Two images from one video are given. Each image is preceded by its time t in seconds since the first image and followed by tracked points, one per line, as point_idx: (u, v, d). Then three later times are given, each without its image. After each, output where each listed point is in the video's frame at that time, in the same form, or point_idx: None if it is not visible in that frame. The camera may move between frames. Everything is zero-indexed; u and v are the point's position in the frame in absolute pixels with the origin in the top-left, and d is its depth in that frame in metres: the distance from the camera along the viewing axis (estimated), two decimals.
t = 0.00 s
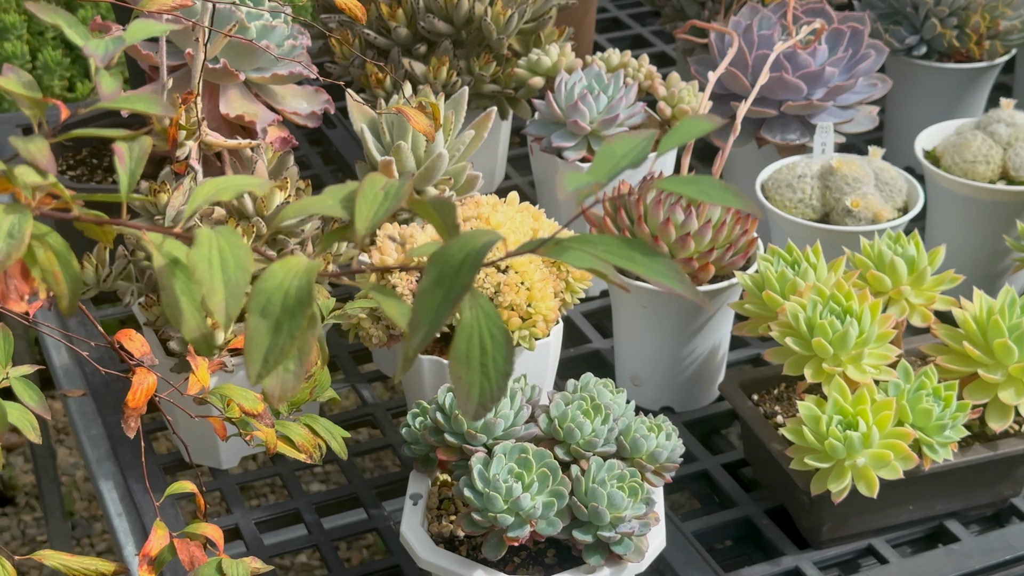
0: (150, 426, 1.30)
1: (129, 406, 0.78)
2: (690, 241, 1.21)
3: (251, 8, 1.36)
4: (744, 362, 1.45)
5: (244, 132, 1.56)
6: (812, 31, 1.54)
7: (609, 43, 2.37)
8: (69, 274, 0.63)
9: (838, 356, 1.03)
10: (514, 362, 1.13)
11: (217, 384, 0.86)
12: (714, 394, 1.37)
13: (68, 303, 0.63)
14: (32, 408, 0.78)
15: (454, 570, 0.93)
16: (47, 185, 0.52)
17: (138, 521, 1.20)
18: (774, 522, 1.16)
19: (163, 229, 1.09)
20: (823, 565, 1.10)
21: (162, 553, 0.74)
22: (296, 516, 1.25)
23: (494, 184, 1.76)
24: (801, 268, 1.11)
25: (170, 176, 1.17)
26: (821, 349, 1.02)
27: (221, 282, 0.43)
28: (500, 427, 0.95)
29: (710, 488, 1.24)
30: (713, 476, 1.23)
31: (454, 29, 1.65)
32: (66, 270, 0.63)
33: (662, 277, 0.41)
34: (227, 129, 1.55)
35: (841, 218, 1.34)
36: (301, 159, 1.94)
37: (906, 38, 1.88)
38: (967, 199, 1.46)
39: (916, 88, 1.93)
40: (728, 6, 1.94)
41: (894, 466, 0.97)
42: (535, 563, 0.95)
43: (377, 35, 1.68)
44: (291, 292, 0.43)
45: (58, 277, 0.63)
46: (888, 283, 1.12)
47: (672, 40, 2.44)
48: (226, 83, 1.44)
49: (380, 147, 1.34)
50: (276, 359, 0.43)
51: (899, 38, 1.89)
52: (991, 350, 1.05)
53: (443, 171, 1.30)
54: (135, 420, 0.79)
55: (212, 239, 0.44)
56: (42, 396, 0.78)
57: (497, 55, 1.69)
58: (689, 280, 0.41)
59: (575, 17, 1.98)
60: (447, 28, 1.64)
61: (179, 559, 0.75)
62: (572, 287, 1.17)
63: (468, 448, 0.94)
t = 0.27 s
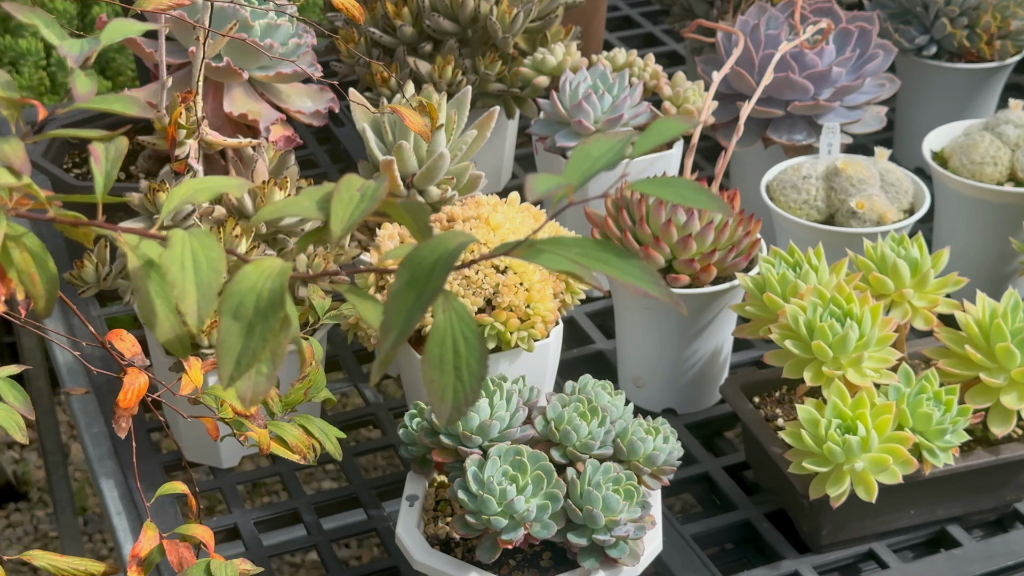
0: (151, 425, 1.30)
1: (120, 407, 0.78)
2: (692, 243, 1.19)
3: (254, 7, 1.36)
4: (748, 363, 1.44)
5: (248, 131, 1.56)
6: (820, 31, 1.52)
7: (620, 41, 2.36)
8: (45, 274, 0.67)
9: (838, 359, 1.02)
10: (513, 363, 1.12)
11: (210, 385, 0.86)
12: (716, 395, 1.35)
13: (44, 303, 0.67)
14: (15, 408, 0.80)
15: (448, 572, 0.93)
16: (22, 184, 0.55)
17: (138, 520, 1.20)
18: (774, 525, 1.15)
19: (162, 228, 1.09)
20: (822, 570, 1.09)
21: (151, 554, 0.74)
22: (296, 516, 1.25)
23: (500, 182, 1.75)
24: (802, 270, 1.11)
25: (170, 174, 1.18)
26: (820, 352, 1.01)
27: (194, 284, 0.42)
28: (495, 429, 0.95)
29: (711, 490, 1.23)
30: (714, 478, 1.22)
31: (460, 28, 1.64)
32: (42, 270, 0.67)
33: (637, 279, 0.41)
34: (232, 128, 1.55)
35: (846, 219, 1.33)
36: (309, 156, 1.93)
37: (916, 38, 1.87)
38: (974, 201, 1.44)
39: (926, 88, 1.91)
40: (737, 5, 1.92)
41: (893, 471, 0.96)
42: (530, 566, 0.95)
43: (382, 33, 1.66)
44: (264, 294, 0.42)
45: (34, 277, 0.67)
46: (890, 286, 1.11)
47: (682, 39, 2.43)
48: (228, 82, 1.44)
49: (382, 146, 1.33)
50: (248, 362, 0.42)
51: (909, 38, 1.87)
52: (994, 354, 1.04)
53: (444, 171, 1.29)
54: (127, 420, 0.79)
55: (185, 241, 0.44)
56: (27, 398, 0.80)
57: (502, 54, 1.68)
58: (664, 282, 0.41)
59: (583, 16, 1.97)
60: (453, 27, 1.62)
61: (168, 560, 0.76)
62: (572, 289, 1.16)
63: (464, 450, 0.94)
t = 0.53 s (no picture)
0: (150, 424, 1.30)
1: (110, 408, 0.78)
2: (691, 244, 1.18)
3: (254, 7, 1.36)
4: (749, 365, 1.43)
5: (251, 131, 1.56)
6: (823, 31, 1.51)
7: (627, 41, 2.34)
8: (24, 277, 0.67)
9: (835, 362, 1.02)
10: (510, 364, 1.12)
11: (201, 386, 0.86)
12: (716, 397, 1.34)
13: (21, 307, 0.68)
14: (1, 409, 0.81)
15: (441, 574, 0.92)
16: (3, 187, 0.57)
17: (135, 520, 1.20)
18: (772, 528, 1.14)
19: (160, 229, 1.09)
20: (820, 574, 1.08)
21: (140, 556, 0.74)
22: (295, 516, 1.26)
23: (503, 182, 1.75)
24: (800, 272, 1.10)
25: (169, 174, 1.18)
26: (817, 355, 1.01)
27: (167, 289, 0.43)
28: (489, 431, 0.95)
29: (710, 493, 1.22)
30: (712, 481, 1.21)
31: (461, 28, 1.62)
32: (20, 273, 0.67)
33: (609, 285, 0.42)
34: (233, 128, 1.55)
35: (847, 221, 1.33)
36: (313, 156, 1.93)
37: (922, 38, 1.86)
38: (977, 203, 1.44)
39: (932, 88, 1.90)
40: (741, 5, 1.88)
41: (889, 474, 0.96)
42: (524, 568, 0.94)
43: (384, 33, 1.64)
44: (237, 299, 0.43)
45: (12, 282, 0.67)
46: (889, 288, 1.11)
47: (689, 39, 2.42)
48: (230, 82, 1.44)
49: (382, 147, 1.33)
50: (220, 366, 0.42)
51: (914, 39, 1.86)
52: (993, 357, 1.04)
53: (444, 171, 1.29)
54: (116, 421, 0.79)
55: (160, 245, 0.44)
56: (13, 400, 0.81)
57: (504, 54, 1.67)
58: (636, 288, 0.41)
59: (587, 16, 1.96)
60: (455, 27, 1.61)
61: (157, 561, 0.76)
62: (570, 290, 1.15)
63: (457, 452, 0.94)
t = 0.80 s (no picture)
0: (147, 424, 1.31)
1: (98, 407, 0.78)
2: (686, 244, 1.18)
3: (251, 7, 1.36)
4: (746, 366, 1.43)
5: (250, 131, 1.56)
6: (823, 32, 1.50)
7: (630, 41, 2.33)
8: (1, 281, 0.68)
9: (828, 363, 1.01)
10: (504, 365, 1.12)
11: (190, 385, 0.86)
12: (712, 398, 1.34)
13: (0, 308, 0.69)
14: None
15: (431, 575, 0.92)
16: None
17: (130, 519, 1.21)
18: (766, 530, 1.14)
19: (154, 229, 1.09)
20: None
21: (126, 556, 0.75)
22: (289, 516, 1.26)
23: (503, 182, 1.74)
24: (794, 273, 1.10)
25: (164, 174, 1.19)
26: (810, 356, 1.01)
27: (139, 290, 0.44)
28: (479, 431, 0.95)
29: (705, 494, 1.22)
30: (707, 483, 1.20)
31: (460, 28, 1.60)
32: None
33: (577, 288, 0.42)
34: (232, 128, 1.54)
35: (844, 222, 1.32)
36: (314, 156, 1.93)
37: (923, 38, 1.86)
38: (976, 204, 1.43)
39: (934, 88, 1.90)
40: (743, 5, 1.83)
41: (881, 476, 0.95)
42: (515, 569, 0.94)
43: (384, 33, 1.63)
44: (206, 301, 0.43)
45: None
46: (884, 290, 1.11)
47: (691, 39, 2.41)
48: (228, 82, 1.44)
49: (378, 146, 1.32)
50: (189, 368, 0.43)
51: (915, 39, 1.86)
52: (987, 359, 1.04)
53: (440, 171, 1.28)
54: (105, 421, 0.79)
55: (132, 247, 0.45)
56: None
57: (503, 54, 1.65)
58: (604, 291, 0.42)
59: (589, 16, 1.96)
60: (454, 27, 1.59)
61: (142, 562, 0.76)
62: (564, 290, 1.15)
63: (448, 452, 0.94)
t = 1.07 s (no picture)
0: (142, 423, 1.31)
1: (86, 408, 0.78)
2: (680, 245, 1.17)
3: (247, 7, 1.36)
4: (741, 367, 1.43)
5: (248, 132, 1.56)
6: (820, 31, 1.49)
7: (632, 41, 2.32)
8: None
9: (819, 364, 1.01)
10: (496, 366, 1.12)
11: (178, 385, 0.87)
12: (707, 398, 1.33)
13: None
14: None
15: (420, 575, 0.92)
16: None
17: (124, 519, 1.21)
18: (759, 531, 1.14)
19: (147, 229, 1.10)
20: None
21: (113, 556, 0.75)
22: (284, 516, 1.26)
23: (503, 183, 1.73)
24: (787, 274, 1.09)
25: (157, 174, 1.19)
26: (801, 357, 1.01)
27: (109, 291, 0.45)
28: (469, 432, 0.95)
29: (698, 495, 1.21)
30: (701, 484, 1.20)
31: (459, 28, 1.58)
32: None
33: (546, 289, 0.42)
34: (230, 127, 1.55)
35: (839, 222, 1.32)
36: (314, 156, 1.93)
37: (922, 38, 1.85)
38: (973, 205, 1.43)
39: (934, 88, 1.89)
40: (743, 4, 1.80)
41: (873, 477, 0.95)
42: (505, 570, 0.94)
43: (381, 33, 1.61)
44: (177, 302, 0.43)
45: None
46: (878, 291, 1.11)
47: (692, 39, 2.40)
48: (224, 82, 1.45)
49: (373, 146, 1.32)
50: (160, 369, 0.43)
51: (915, 38, 1.85)
52: (980, 360, 1.04)
53: (434, 171, 1.28)
54: (92, 420, 0.79)
55: (101, 248, 0.46)
56: None
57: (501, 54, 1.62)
58: (573, 294, 0.42)
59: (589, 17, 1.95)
60: (451, 27, 1.57)
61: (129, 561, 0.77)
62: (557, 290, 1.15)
63: (438, 453, 0.94)
